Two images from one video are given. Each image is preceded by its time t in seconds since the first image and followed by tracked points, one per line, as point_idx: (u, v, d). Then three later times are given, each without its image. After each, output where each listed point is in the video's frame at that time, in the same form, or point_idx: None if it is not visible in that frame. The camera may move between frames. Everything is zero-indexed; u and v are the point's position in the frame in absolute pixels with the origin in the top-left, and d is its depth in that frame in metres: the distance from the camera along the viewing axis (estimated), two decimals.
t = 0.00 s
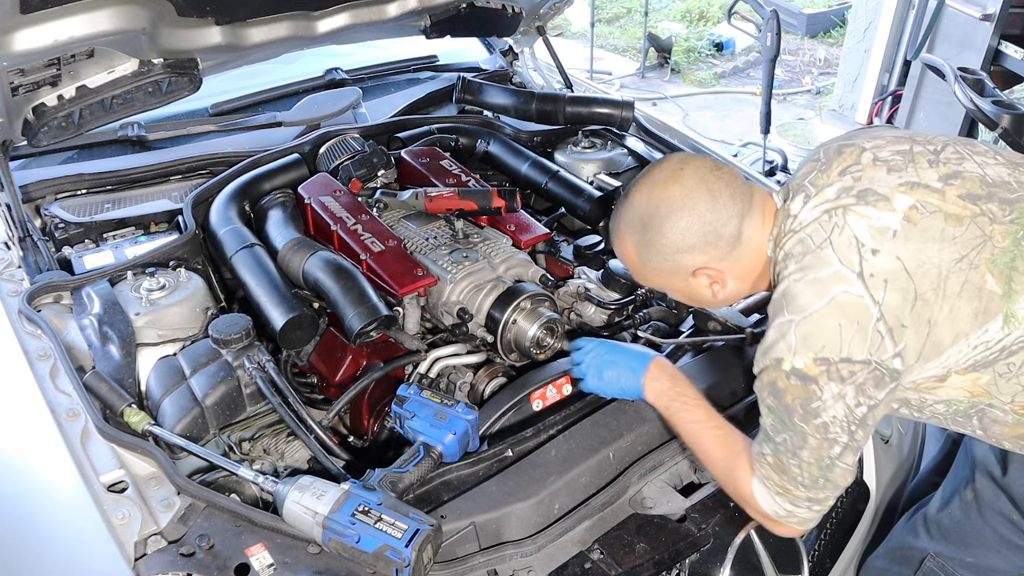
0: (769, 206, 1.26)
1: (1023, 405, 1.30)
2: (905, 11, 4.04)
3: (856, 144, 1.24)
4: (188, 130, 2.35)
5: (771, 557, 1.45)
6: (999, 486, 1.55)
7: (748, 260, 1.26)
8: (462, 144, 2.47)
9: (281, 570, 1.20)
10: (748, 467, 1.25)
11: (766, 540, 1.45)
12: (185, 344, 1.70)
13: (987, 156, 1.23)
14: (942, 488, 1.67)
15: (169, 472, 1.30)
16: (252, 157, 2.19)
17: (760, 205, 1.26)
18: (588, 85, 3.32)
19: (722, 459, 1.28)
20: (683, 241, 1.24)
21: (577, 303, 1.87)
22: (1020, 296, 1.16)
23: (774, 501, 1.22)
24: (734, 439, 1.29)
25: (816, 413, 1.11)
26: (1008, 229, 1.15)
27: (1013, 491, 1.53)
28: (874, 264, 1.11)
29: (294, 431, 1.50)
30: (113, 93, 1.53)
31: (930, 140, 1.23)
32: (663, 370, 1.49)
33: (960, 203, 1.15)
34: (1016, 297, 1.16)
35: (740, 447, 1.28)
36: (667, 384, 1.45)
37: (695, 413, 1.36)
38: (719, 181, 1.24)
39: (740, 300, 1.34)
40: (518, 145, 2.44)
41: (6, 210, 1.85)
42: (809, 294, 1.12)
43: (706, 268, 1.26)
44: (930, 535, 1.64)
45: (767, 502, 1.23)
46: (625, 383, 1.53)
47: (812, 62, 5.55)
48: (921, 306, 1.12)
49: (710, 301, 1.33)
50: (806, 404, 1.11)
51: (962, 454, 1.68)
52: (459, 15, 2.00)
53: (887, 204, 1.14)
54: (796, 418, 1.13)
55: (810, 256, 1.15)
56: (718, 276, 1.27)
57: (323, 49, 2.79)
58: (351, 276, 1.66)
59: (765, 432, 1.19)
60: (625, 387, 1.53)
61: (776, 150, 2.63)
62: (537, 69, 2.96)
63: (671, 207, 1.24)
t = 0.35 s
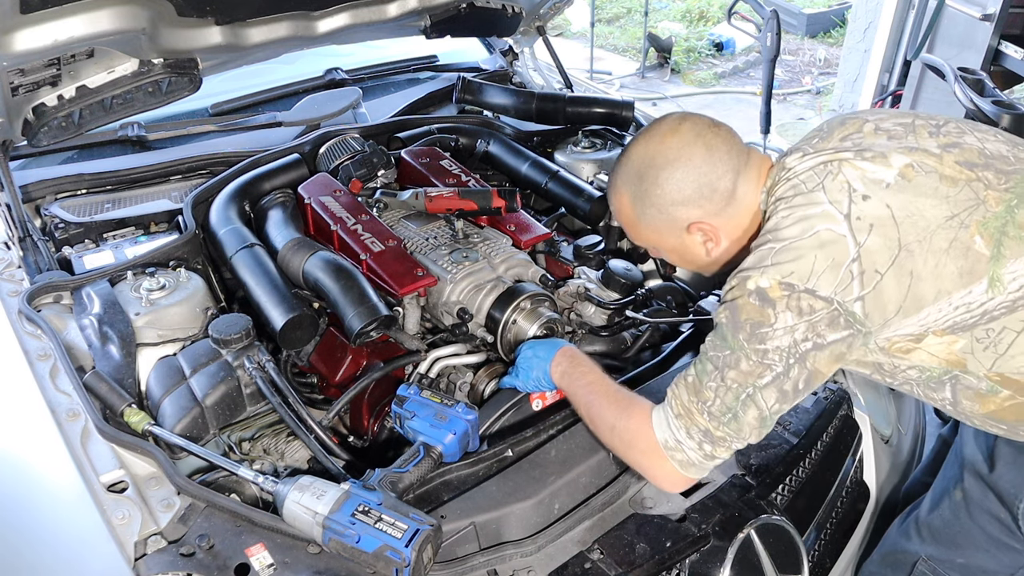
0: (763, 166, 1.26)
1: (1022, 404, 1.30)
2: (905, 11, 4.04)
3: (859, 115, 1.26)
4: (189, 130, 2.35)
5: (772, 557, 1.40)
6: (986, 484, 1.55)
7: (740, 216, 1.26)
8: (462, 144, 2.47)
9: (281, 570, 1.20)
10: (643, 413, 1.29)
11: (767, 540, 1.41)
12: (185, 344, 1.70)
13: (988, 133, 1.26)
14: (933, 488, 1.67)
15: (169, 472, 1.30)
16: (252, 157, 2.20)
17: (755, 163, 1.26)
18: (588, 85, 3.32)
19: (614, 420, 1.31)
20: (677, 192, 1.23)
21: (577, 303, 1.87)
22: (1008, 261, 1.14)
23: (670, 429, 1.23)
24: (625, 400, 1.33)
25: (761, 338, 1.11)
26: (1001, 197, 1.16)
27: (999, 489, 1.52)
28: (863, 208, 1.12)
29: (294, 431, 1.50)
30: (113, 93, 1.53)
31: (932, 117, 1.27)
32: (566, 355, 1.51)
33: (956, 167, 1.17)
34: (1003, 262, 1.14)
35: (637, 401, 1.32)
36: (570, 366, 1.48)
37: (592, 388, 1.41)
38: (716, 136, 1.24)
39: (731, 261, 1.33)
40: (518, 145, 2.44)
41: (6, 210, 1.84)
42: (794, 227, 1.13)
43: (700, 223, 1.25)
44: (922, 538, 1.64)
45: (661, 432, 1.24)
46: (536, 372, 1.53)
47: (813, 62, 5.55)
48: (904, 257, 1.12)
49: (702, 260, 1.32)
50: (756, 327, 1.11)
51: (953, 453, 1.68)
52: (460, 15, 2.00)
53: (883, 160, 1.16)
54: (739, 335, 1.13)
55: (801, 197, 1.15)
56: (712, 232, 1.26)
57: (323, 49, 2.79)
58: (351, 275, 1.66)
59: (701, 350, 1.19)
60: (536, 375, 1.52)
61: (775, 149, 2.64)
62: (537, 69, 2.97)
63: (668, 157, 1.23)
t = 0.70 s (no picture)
0: (764, 152, 1.26)
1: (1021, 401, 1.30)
2: (905, 11, 4.04)
3: (860, 107, 1.27)
4: (189, 130, 2.35)
5: (772, 558, 1.39)
6: (981, 477, 1.54)
7: (740, 200, 1.26)
8: (462, 144, 2.47)
9: (281, 570, 1.20)
10: (649, 402, 1.29)
11: (767, 540, 1.40)
12: (185, 344, 1.70)
13: (987, 123, 1.26)
14: (930, 485, 1.67)
15: (169, 472, 1.30)
16: (252, 157, 2.20)
17: (755, 147, 1.26)
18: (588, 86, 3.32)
19: (615, 408, 1.33)
20: (678, 175, 1.23)
21: (577, 303, 1.87)
22: (1006, 248, 1.14)
23: (676, 417, 1.23)
24: (623, 387, 1.35)
25: (763, 326, 1.11)
26: (999, 184, 1.15)
27: (993, 481, 1.52)
28: (863, 194, 1.12)
29: (294, 431, 1.50)
30: (113, 93, 1.53)
31: (932, 107, 1.27)
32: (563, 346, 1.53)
33: (955, 155, 1.17)
34: (1001, 249, 1.14)
35: (641, 390, 1.33)
36: (568, 358, 1.49)
37: (590, 376, 1.43)
38: (717, 120, 1.24)
39: (731, 249, 1.32)
40: (518, 145, 2.44)
41: (6, 210, 1.84)
42: (794, 214, 1.13)
43: (700, 207, 1.25)
44: (918, 534, 1.63)
45: (666, 420, 1.25)
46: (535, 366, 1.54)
47: (813, 62, 5.55)
48: (903, 243, 1.11)
49: (702, 246, 1.31)
50: (758, 316, 1.11)
51: (949, 451, 1.68)
52: (460, 15, 2.00)
53: (882, 148, 1.16)
54: (743, 326, 1.12)
55: (801, 182, 1.15)
56: (712, 217, 1.26)
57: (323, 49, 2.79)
58: (351, 275, 1.66)
59: (703, 340, 1.19)
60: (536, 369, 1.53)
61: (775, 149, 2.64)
62: (537, 69, 2.97)
63: (668, 141, 1.24)
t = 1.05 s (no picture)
0: (766, 149, 1.27)
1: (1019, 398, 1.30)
2: (905, 11, 4.04)
3: (864, 105, 1.28)
4: (189, 130, 2.35)
5: (771, 558, 1.39)
6: (982, 477, 1.54)
7: (742, 197, 1.26)
8: (462, 144, 2.47)
9: (281, 570, 1.20)
10: (646, 395, 1.30)
11: (767, 540, 1.40)
12: (185, 344, 1.70)
13: (990, 123, 1.26)
14: (930, 484, 1.66)
15: (169, 472, 1.30)
16: (252, 157, 2.20)
17: (756, 144, 1.27)
18: (588, 85, 3.32)
19: (616, 400, 1.34)
20: (680, 171, 1.23)
21: (577, 303, 1.87)
22: (1008, 246, 1.14)
23: (671, 410, 1.24)
24: (623, 381, 1.37)
25: (762, 321, 1.11)
26: (1003, 181, 1.15)
27: (995, 481, 1.52)
28: (866, 190, 1.12)
29: (295, 430, 1.50)
30: (113, 93, 1.53)
31: (936, 106, 1.28)
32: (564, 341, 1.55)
33: (958, 153, 1.17)
34: (1003, 247, 1.14)
35: (638, 384, 1.34)
36: (569, 353, 1.51)
37: (591, 371, 1.44)
38: (719, 116, 1.25)
39: (733, 246, 1.32)
40: (518, 145, 2.44)
41: (6, 210, 1.84)
42: (796, 210, 1.13)
43: (703, 203, 1.25)
44: (918, 533, 1.63)
45: (662, 413, 1.26)
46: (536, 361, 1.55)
47: (813, 62, 5.55)
48: (906, 241, 1.11)
49: (705, 243, 1.31)
50: (758, 311, 1.11)
51: (949, 451, 1.68)
52: (460, 15, 2.00)
53: (886, 146, 1.16)
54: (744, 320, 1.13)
55: (804, 179, 1.16)
56: (715, 213, 1.26)
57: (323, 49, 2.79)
58: (351, 275, 1.66)
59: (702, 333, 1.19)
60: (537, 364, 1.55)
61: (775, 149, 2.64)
62: (537, 69, 2.97)
63: (670, 137, 1.24)
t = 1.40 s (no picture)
0: (768, 171, 1.25)
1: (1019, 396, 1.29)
2: (905, 11, 4.04)
3: (863, 120, 1.25)
4: (189, 130, 2.35)
5: (771, 557, 1.41)
6: (994, 486, 1.55)
7: (745, 221, 1.25)
8: (462, 144, 2.47)
9: (281, 570, 1.20)
10: (700, 448, 1.23)
11: (766, 540, 1.42)
12: (185, 344, 1.70)
13: (994, 138, 1.25)
14: (941, 490, 1.67)
15: (169, 472, 1.30)
16: (252, 157, 2.19)
17: (758, 167, 1.26)
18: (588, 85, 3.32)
19: (671, 447, 1.26)
20: (680, 196, 1.23)
21: (577, 303, 1.87)
22: (1018, 267, 1.13)
23: (728, 473, 1.17)
24: (684, 427, 1.28)
25: (787, 365, 1.10)
26: (1009, 203, 1.14)
27: (1008, 492, 1.53)
28: (868, 219, 1.10)
29: (294, 430, 1.50)
30: (113, 93, 1.53)
31: (937, 121, 1.25)
32: (626, 371, 1.48)
33: (963, 173, 1.15)
34: (1013, 268, 1.13)
35: (693, 433, 1.26)
36: (627, 382, 1.45)
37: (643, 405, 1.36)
38: (718, 140, 1.25)
39: (738, 271, 1.30)
40: (518, 144, 2.44)
41: (6, 210, 1.84)
42: (798, 244, 1.11)
43: (704, 228, 1.24)
44: (928, 540, 1.64)
45: (719, 476, 1.19)
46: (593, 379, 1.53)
47: (813, 62, 5.55)
48: (912, 268, 1.10)
49: (708, 269, 1.30)
50: (779, 355, 1.10)
51: (960, 456, 1.68)
52: (460, 15, 2.00)
53: (888, 169, 1.14)
54: (767, 369, 1.11)
55: (804, 211, 1.14)
56: (717, 238, 1.25)
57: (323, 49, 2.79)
58: (351, 275, 1.66)
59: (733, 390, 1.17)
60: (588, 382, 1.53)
61: (776, 149, 2.63)
62: (537, 69, 2.97)
63: (669, 161, 1.24)
